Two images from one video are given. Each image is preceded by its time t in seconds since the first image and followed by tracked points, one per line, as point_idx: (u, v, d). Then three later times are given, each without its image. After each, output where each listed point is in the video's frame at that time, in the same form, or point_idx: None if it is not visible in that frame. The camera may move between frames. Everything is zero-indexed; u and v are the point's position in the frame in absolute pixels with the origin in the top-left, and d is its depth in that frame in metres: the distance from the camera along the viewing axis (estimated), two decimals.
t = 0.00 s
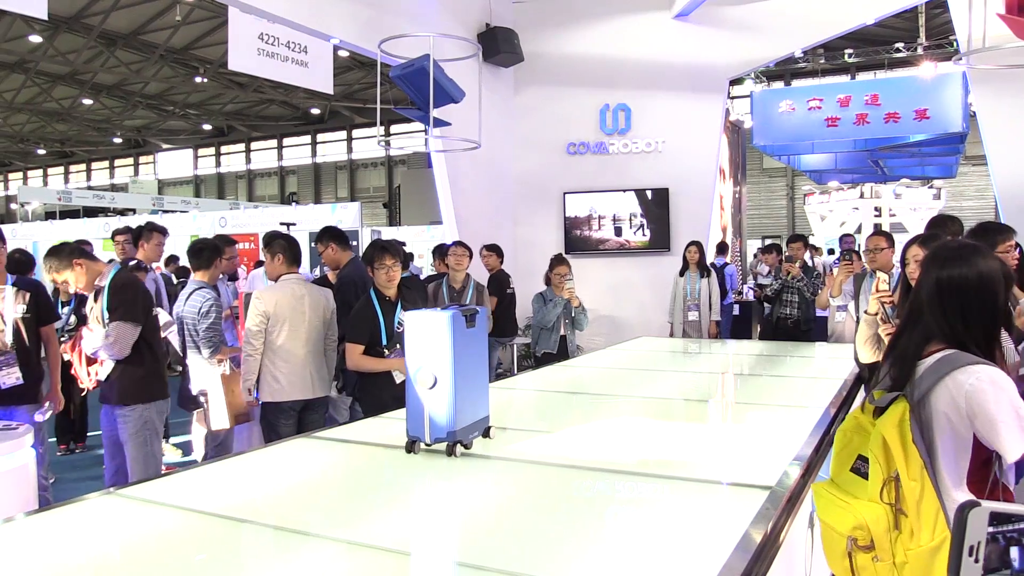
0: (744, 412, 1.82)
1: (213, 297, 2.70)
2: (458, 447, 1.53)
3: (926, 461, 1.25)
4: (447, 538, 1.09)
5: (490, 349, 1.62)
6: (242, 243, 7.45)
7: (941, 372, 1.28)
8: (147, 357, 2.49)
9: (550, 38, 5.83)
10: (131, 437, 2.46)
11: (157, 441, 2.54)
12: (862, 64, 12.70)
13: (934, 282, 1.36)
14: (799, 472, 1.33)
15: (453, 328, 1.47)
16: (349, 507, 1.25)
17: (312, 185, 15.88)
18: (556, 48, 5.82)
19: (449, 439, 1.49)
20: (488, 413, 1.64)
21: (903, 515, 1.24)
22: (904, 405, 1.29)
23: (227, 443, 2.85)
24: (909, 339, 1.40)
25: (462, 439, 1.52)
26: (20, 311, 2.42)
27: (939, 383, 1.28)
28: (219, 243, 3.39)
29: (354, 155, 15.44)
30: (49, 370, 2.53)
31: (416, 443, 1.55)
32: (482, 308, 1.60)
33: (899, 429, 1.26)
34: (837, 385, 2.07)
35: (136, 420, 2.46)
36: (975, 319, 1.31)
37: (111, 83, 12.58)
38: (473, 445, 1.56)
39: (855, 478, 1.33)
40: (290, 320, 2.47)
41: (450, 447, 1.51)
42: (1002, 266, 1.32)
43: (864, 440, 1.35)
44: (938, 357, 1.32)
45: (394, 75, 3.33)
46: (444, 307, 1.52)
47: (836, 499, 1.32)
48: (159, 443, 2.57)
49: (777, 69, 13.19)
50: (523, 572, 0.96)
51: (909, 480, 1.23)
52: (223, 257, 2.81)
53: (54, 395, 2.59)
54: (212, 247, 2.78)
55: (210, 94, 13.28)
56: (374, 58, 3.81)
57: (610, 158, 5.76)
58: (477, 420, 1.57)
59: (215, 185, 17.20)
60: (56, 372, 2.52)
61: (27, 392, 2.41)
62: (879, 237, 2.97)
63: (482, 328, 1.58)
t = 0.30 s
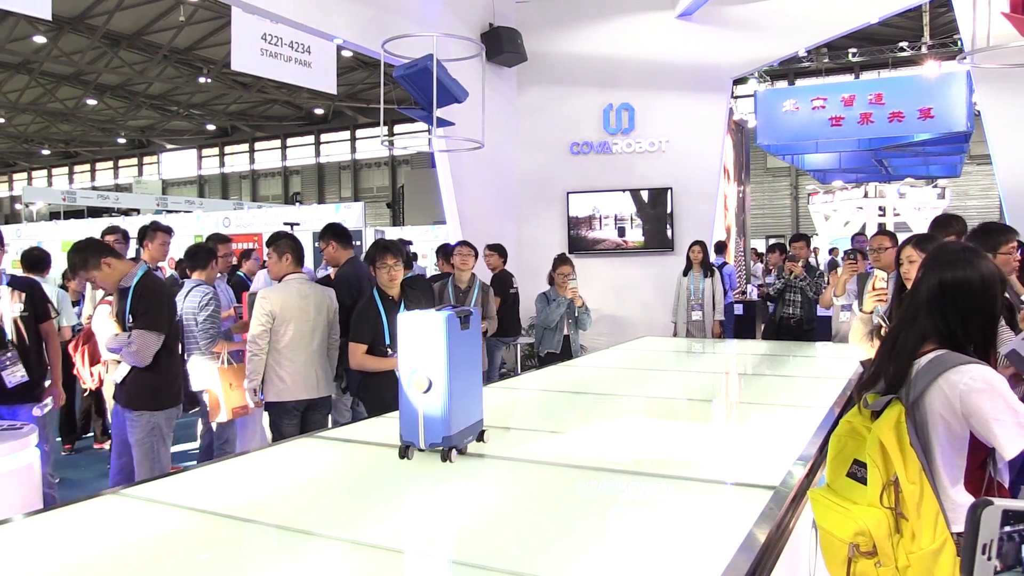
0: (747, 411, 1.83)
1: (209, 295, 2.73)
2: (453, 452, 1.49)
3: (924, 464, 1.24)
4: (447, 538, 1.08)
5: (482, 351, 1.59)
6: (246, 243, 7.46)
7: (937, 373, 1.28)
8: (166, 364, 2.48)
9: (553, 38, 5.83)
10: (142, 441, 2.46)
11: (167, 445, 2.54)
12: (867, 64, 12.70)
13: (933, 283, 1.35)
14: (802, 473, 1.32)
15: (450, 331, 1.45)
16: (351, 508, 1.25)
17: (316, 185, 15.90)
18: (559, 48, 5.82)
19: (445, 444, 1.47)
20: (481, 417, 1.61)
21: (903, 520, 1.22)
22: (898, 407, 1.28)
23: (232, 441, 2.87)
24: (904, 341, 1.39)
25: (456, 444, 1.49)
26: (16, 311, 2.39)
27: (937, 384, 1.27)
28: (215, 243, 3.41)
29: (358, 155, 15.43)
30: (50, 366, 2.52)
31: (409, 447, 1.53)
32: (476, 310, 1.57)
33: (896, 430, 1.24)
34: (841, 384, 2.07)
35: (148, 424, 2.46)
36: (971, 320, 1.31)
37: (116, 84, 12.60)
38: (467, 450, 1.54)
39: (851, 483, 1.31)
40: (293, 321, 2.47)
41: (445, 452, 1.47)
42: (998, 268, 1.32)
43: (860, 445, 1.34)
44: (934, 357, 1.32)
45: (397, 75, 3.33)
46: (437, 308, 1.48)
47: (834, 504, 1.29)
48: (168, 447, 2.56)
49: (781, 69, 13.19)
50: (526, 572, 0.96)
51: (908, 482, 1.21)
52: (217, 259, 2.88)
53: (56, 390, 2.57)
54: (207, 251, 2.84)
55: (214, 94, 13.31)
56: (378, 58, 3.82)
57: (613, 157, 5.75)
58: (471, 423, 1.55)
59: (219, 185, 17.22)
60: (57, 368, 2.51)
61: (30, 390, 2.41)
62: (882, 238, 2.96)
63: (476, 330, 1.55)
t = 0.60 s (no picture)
0: (759, 411, 1.82)
1: (215, 292, 2.79)
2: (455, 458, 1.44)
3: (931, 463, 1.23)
4: (456, 537, 1.09)
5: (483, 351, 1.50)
6: (258, 243, 7.49)
7: (946, 373, 1.27)
8: (183, 366, 2.50)
9: (563, 37, 5.82)
10: (155, 440, 2.48)
11: (181, 443, 2.56)
12: (879, 62, 12.63)
13: (941, 282, 1.34)
14: (812, 473, 1.31)
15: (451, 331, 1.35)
16: (360, 506, 1.25)
17: (328, 184, 15.94)
18: (570, 47, 5.81)
19: (446, 450, 1.39)
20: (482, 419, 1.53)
21: (909, 519, 1.21)
22: (907, 408, 1.27)
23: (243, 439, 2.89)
24: (914, 343, 1.38)
25: (459, 449, 1.42)
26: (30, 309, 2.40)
27: (947, 385, 1.26)
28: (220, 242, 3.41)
29: (369, 155, 15.45)
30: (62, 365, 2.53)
31: (409, 453, 1.44)
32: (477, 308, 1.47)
33: (903, 430, 1.23)
34: (853, 384, 2.06)
35: (162, 423, 2.48)
36: (981, 319, 1.30)
37: (129, 84, 12.68)
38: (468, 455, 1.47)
39: (859, 483, 1.30)
40: (308, 322, 2.47)
41: (449, 457, 1.41)
42: (1008, 266, 1.32)
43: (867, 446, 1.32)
44: (945, 357, 1.31)
45: (408, 75, 3.33)
46: (439, 307, 1.40)
47: (841, 504, 1.27)
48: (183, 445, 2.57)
49: (793, 67, 13.13)
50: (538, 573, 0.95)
51: (915, 483, 1.21)
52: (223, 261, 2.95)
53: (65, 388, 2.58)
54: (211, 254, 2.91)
55: (226, 94, 13.39)
56: (389, 58, 3.82)
57: (624, 157, 5.74)
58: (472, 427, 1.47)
59: (231, 185, 17.30)
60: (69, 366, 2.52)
61: (42, 388, 2.43)
62: (894, 237, 2.94)
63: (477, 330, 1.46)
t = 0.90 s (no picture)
0: (774, 405, 1.81)
1: (229, 285, 2.80)
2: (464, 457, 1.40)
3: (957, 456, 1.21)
4: (473, 532, 1.09)
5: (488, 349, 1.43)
6: (274, 238, 7.53)
7: (974, 367, 1.26)
8: (190, 362, 2.50)
9: (578, 30, 5.80)
10: (168, 435, 2.50)
11: (195, 437, 2.57)
12: (896, 54, 12.54)
13: (961, 276, 1.33)
14: (831, 467, 1.30)
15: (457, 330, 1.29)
16: (375, 501, 1.25)
17: (343, 180, 15.99)
18: (584, 41, 5.79)
19: (453, 451, 1.34)
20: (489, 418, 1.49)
21: (933, 515, 1.21)
22: (932, 402, 1.26)
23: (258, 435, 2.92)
24: (939, 339, 1.36)
25: (465, 450, 1.36)
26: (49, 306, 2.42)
27: (975, 379, 1.25)
28: (234, 237, 3.41)
29: (384, 150, 15.49)
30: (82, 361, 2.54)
31: (414, 454, 1.39)
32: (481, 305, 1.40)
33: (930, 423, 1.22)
34: (869, 379, 2.04)
35: (174, 419, 2.50)
36: (1008, 313, 1.28)
37: (145, 81, 12.77)
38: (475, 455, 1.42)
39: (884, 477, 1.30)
40: (327, 317, 2.48)
41: (455, 458, 1.36)
42: None
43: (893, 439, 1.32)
44: (971, 352, 1.30)
45: (421, 70, 3.33)
46: (444, 304, 1.33)
47: (862, 496, 1.27)
48: (197, 440, 2.59)
49: (809, 60, 13.05)
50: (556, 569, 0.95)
51: (941, 477, 1.19)
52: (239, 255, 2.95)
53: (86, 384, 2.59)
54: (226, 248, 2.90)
55: (241, 90, 13.46)
56: (403, 52, 3.82)
57: (640, 151, 5.72)
58: (478, 425, 1.42)
59: (247, 181, 17.39)
60: (88, 363, 2.53)
61: (61, 384, 2.45)
62: (910, 232, 2.91)
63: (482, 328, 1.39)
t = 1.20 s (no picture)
0: (810, 399, 1.79)
1: (263, 278, 2.82)
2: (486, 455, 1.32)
3: (1006, 453, 1.21)
4: (509, 523, 1.09)
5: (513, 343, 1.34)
6: (308, 228, 7.60)
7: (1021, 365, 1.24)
8: (218, 351, 2.54)
9: (610, 19, 5.76)
10: (194, 424, 2.54)
11: (221, 426, 2.60)
12: (936, 41, 12.32)
13: (1006, 269, 1.30)
14: (870, 462, 1.29)
15: (481, 323, 1.20)
16: (408, 490, 1.26)
17: (375, 170, 16.08)
18: (616, 30, 5.76)
19: (478, 449, 1.25)
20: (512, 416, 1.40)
21: (982, 514, 1.22)
22: (982, 397, 1.24)
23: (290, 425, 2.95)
24: (986, 334, 1.34)
25: (487, 447, 1.27)
26: (88, 294, 2.47)
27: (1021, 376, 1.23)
28: (268, 227, 3.45)
29: (416, 142, 15.54)
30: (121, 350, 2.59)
31: (437, 451, 1.30)
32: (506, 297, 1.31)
33: (978, 422, 1.21)
34: (909, 373, 2.01)
35: (200, 408, 2.53)
36: None
37: (180, 73, 12.96)
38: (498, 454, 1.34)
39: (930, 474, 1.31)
40: (362, 306, 2.50)
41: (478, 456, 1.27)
42: None
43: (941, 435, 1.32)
44: (1017, 348, 1.27)
45: (454, 60, 3.33)
46: (468, 297, 1.24)
47: (908, 495, 1.30)
48: (224, 429, 2.62)
49: (846, 48, 12.87)
50: (588, 562, 0.95)
51: (989, 477, 1.18)
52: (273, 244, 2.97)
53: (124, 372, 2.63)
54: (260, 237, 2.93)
55: (274, 82, 13.60)
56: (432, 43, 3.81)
57: (672, 141, 5.68)
58: (502, 422, 1.34)
59: (280, 173, 17.56)
60: (126, 351, 2.56)
61: (96, 373, 2.49)
62: (952, 223, 2.85)
63: (507, 322, 1.30)
